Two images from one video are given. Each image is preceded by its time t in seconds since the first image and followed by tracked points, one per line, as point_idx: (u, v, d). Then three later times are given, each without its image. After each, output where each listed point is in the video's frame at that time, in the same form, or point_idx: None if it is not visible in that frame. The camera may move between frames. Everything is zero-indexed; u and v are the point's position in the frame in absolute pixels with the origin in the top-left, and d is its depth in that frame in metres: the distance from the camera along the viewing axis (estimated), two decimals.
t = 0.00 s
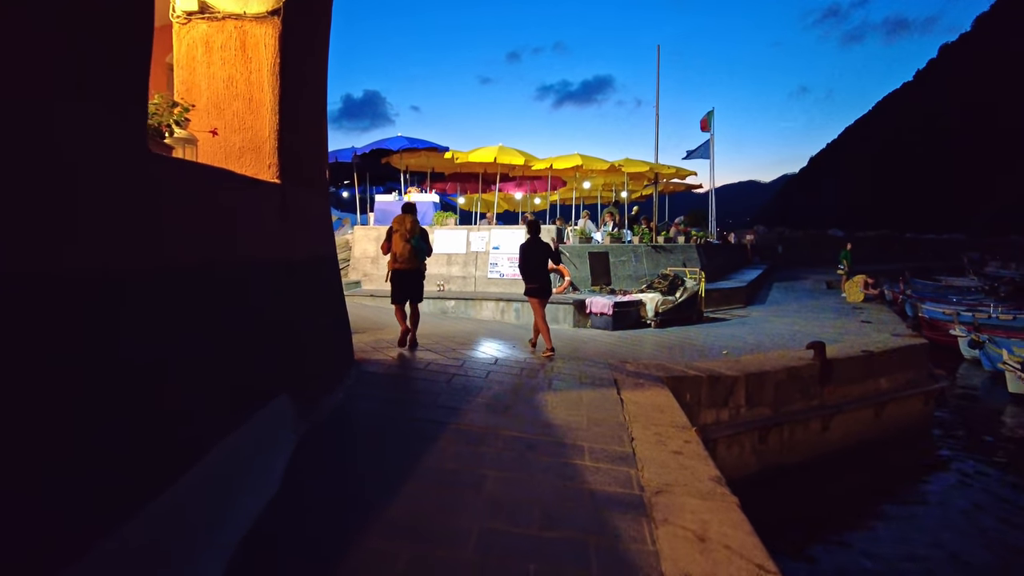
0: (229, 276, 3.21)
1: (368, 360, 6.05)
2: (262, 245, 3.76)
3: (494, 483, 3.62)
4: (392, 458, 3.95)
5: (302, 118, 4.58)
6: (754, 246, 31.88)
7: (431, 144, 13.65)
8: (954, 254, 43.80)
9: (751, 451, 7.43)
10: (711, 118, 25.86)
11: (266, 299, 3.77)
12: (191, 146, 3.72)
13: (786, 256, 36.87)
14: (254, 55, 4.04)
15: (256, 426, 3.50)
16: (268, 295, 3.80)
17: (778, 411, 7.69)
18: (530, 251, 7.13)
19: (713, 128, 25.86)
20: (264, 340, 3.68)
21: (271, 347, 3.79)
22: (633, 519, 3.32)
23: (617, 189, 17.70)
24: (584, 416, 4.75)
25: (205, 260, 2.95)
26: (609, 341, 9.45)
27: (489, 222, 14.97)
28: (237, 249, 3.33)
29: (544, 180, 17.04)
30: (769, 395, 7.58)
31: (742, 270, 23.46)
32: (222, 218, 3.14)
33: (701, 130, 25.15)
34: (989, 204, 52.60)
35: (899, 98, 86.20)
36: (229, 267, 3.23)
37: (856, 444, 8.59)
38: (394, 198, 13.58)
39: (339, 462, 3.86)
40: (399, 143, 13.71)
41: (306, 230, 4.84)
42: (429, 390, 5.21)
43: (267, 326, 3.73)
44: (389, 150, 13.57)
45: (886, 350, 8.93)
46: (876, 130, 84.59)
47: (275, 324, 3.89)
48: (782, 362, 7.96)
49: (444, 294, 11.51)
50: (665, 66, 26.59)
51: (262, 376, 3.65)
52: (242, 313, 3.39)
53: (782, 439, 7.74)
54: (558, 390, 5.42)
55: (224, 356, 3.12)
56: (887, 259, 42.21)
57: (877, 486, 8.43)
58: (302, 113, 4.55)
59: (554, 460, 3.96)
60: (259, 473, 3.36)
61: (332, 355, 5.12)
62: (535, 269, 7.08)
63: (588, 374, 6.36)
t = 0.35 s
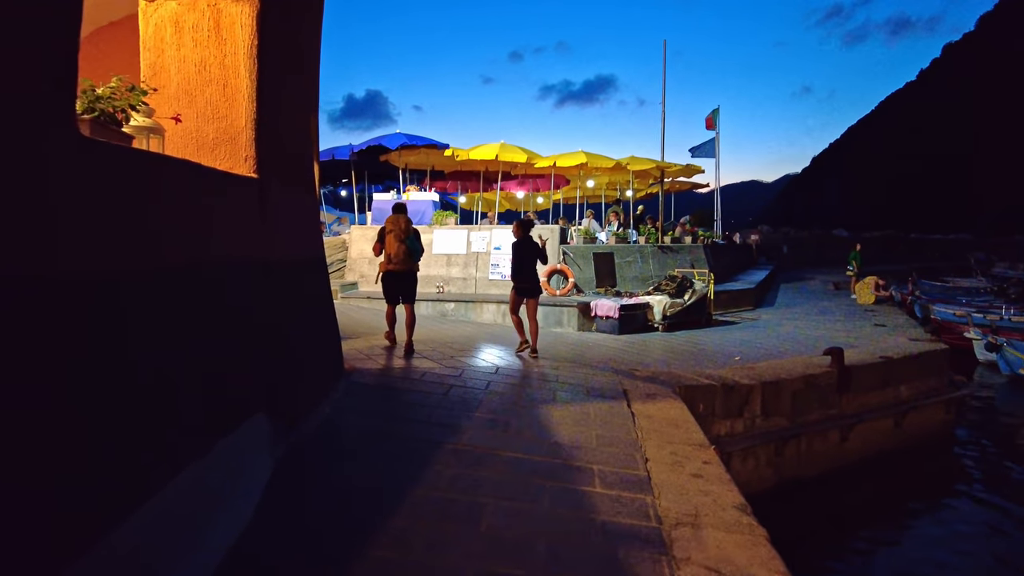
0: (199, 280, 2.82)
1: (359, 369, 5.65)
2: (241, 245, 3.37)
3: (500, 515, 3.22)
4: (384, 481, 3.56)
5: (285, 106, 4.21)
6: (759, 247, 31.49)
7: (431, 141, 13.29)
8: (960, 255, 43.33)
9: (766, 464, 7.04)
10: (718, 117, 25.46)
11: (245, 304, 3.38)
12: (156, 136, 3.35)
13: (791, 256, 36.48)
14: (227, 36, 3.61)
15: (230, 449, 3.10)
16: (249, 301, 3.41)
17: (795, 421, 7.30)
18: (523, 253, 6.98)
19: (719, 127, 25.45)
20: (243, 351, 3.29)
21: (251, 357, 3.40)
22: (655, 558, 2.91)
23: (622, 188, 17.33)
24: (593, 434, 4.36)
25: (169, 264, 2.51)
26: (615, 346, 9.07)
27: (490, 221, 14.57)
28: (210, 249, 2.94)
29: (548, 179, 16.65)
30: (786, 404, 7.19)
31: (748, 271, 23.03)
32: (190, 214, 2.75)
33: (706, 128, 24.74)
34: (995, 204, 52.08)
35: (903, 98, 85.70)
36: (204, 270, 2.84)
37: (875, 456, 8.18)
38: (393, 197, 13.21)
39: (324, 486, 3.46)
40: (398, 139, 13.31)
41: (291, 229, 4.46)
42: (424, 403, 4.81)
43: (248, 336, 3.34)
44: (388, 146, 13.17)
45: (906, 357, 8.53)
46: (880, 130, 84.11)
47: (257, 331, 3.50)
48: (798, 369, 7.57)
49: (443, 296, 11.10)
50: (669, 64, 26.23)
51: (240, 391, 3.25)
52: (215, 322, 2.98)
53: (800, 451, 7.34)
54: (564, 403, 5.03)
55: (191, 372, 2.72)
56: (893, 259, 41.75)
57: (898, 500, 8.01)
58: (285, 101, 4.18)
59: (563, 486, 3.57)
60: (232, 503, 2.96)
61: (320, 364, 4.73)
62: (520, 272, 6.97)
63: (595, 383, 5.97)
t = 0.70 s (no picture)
0: (143, 295, 2.43)
1: (346, 382, 5.26)
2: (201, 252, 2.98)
3: (494, 559, 2.82)
4: (365, 516, 3.18)
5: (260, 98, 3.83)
6: (763, 248, 31.09)
7: (429, 140, 12.92)
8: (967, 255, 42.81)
9: (781, 480, 6.65)
10: (721, 116, 25.08)
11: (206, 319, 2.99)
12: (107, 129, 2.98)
13: (796, 257, 36.07)
14: (191, 17, 3.23)
15: (185, 486, 2.71)
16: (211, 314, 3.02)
17: (810, 434, 6.92)
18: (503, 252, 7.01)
19: (723, 126, 25.06)
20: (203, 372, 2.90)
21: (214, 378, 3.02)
22: None
23: (625, 188, 16.92)
24: (598, 458, 3.97)
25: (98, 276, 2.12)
26: (620, 353, 8.68)
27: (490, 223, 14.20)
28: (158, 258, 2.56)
29: (549, 179, 16.31)
30: (801, 417, 6.80)
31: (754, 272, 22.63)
32: (131, 218, 2.36)
33: (710, 128, 24.36)
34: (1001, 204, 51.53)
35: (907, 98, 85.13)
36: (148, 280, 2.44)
37: (894, 470, 7.77)
38: (390, 198, 12.85)
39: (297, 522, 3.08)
40: (394, 138, 12.96)
41: (268, 233, 4.07)
42: (413, 422, 4.42)
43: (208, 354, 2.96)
44: (384, 146, 12.81)
45: (926, 364, 8.12)
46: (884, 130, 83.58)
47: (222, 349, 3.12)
48: (814, 379, 7.18)
49: (441, 299, 10.71)
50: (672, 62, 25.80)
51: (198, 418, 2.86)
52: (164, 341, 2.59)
53: (816, 467, 6.95)
54: (566, 420, 4.64)
55: (132, 401, 2.34)
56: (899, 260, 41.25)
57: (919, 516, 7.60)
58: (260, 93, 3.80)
59: (565, 522, 3.17)
60: (183, 549, 2.57)
61: (301, 380, 4.34)
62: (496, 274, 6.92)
63: (601, 396, 5.57)
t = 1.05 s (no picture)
0: (77, 312, 2.08)
1: (333, 396, 4.91)
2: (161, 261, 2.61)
3: None
4: (345, 557, 2.81)
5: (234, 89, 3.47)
6: (770, 248, 30.67)
7: (429, 139, 12.59)
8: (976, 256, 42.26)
9: (799, 498, 6.26)
10: (728, 115, 24.67)
11: (167, 336, 2.63)
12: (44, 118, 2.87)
13: (802, 257, 35.65)
14: None
15: (133, 529, 2.35)
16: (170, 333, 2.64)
17: (828, 448, 6.53)
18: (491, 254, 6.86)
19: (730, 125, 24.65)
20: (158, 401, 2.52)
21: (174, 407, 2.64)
22: None
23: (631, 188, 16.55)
24: (606, 485, 3.60)
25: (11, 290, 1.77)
26: (627, 360, 8.31)
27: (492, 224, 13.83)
28: (97, 269, 2.17)
29: (552, 178, 15.96)
30: (819, 430, 6.42)
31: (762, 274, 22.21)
32: (60, 223, 2.00)
33: (717, 127, 23.96)
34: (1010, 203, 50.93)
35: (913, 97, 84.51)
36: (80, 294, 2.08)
37: (917, 485, 7.37)
38: (388, 198, 12.51)
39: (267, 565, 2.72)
40: (393, 137, 12.62)
41: (245, 237, 3.71)
42: (403, 444, 4.05)
43: (166, 374, 2.60)
44: (383, 145, 12.47)
45: (950, 372, 7.72)
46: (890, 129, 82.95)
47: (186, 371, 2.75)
48: (832, 388, 6.79)
49: (441, 303, 10.36)
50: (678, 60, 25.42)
51: (152, 452, 2.49)
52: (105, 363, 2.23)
53: (835, 483, 6.54)
54: (571, 440, 4.27)
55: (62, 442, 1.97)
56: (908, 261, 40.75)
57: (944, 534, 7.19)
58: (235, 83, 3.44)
59: (571, 565, 2.80)
60: None
61: (281, 397, 3.98)
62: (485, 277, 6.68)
63: (608, 410, 5.20)
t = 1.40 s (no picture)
0: None
1: (319, 412, 4.55)
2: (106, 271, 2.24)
3: None
4: None
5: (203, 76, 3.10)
6: (777, 249, 30.25)
7: (429, 137, 12.21)
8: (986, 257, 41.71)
9: (820, 518, 5.88)
10: (735, 114, 24.27)
11: (114, 357, 2.26)
12: None
13: (810, 258, 35.21)
14: None
15: None
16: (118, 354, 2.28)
17: (851, 463, 6.14)
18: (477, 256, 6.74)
19: (737, 124, 24.23)
20: (102, 434, 2.16)
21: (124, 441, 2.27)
22: None
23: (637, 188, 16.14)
24: (619, 519, 3.23)
25: None
26: (635, 367, 7.93)
27: (495, 224, 13.48)
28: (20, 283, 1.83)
29: (556, 178, 15.61)
30: (842, 445, 6.03)
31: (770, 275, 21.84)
32: None
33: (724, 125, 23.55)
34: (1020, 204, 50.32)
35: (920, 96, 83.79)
36: None
37: (944, 503, 6.96)
38: (387, 198, 12.18)
39: None
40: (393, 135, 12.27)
41: (219, 242, 3.35)
42: (394, 470, 3.69)
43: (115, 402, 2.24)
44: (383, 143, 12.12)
45: (978, 382, 7.30)
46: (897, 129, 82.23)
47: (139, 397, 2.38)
48: (855, 400, 6.40)
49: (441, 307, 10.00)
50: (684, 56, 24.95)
51: (94, 494, 2.13)
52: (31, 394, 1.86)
53: (859, 501, 6.15)
54: (579, 464, 3.89)
55: None
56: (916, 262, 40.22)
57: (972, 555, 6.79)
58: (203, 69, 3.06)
59: None
60: None
61: (259, 417, 3.62)
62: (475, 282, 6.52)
63: (617, 426, 4.82)
